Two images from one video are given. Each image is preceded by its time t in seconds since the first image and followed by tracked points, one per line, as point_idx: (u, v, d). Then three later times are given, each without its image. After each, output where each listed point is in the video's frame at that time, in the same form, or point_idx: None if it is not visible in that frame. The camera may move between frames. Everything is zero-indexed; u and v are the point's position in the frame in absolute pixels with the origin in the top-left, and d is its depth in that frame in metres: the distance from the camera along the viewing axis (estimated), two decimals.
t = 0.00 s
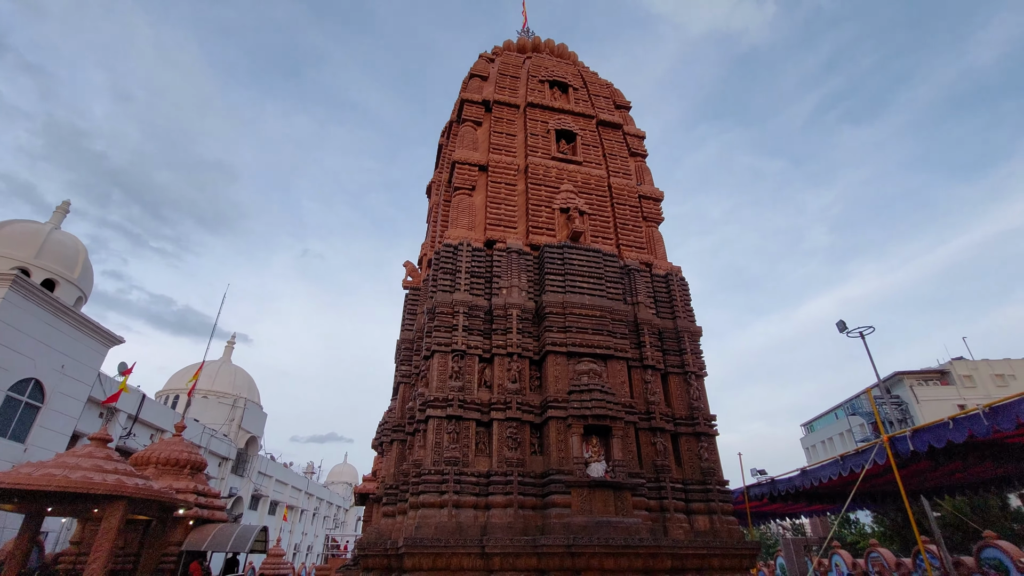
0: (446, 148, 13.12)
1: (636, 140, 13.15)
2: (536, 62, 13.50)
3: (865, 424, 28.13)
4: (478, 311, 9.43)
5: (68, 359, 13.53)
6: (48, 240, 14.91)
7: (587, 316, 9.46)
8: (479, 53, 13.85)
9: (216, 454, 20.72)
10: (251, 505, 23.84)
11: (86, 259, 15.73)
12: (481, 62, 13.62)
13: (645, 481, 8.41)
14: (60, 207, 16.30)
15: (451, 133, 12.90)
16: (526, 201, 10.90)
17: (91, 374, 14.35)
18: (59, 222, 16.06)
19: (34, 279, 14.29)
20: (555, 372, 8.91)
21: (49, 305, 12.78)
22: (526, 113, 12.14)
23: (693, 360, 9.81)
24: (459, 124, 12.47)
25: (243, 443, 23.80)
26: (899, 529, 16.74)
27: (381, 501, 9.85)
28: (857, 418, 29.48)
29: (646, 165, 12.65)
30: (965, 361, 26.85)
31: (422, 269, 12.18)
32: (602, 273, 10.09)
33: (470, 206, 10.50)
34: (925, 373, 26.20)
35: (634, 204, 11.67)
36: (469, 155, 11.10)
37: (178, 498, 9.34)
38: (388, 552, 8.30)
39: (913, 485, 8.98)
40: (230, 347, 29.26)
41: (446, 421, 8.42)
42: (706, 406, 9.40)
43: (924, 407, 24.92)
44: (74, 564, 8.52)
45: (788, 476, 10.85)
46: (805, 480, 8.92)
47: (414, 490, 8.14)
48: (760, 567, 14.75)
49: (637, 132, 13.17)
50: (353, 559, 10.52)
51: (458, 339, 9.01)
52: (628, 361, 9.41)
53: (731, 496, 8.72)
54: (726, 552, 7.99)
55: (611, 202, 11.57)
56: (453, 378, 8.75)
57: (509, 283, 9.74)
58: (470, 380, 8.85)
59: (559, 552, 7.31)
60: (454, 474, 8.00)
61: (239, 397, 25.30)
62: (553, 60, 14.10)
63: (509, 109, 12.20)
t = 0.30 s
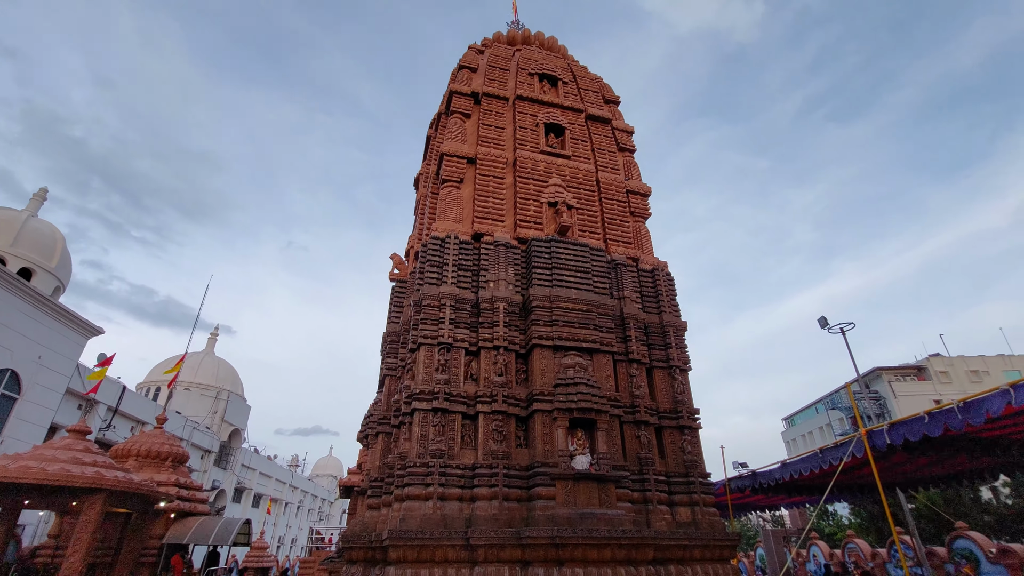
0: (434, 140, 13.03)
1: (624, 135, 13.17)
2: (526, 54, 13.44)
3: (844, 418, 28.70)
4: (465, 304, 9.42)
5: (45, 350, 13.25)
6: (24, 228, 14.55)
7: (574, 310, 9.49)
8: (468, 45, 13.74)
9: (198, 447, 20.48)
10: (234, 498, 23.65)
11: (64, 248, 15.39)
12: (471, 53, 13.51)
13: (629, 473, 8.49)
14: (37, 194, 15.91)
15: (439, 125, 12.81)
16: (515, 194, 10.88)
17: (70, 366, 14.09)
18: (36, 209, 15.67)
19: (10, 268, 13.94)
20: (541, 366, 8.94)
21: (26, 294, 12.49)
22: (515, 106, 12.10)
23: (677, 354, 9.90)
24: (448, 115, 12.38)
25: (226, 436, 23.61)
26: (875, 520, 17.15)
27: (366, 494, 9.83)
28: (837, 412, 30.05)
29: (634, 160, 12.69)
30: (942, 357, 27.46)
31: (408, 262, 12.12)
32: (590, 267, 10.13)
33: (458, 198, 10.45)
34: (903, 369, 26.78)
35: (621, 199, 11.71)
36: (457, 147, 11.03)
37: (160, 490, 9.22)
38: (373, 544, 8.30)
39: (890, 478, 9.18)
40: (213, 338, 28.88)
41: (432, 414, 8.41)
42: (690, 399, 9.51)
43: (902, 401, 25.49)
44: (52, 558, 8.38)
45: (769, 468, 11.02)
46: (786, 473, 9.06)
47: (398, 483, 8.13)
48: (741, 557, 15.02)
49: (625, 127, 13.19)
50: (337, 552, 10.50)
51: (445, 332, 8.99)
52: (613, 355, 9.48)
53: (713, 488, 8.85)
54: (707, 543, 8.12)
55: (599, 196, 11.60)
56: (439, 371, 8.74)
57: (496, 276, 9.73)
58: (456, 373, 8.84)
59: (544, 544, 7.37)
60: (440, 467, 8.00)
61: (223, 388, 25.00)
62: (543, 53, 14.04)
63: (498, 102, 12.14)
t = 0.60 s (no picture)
0: (417, 127, 12.88)
1: (608, 126, 13.17)
2: (510, 42, 13.32)
3: (817, 408, 29.48)
4: (446, 294, 9.38)
5: (13, 337, 12.87)
6: None
7: (556, 300, 9.53)
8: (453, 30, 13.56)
9: (173, 436, 20.15)
10: (211, 487, 23.38)
11: (32, 231, 14.90)
12: (455, 39, 13.34)
13: (608, 462, 8.60)
14: (4, 176, 15.35)
15: (422, 111, 12.65)
16: (498, 183, 10.83)
17: (39, 353, 13.71)
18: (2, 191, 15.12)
19: None
20: (522, 355, 8.97)
21: None
22: (499, 94, 12.01)
23: (657, 344, 10.03)
24: (431, 102, 12.23)
25: (202, 425, 23.27)
26: (843, 506, 17.70)
27: (345, 483, 9.80)
28: (810, 402, 30.84)
29: (618, 151, 12.72)
30: (911, 350, 28.30)
31: (390, 250, 12.01)
32: (572, 258, 10.17)
33: (440, 187, 10.36)
34: (874, 360, 27.56)
35: (604, 190, 11.74)
36: (441, 135, 10.92)
37: (134, 480, 9.06)
38: (352, 533, 8.30)
39: (859, 466, 9.47)
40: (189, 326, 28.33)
41: (412, 403, 8.40)
42: (668, 389, 9.66)
43: (872, 392, 26.28)
44: (21, 549, 8.19)
45: (743, 456, 11.27)
46: (760, 461, 9.27)
47: (378, 471, 8.12)
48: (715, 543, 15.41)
49: (609, 118, 13.19)
50: (316, 540, 10.47)
51: (426, 321, 8.95)
52: (594, 345, 9.55)
53: (689, 475, 9.03)
54: (683, 529, 8.29)
55: (582, 187, 11.61)
56: (420, 360, 8.71)
57: (478, 265, 9.71)
58: (437, 362, 8.82)
59: (523, 531, 7.45)
60: (420, 455, 8.00)
61: (199, 377, 24.66)
62: (528, 41, 13.94)
63: (482, 89, 12.03)
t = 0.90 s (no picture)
0: (401, 111, 12.69)
1: (594, 116, 13.16)
2: (496, 28, 13.16)
3: (791, 398, 30.25)
4: (429, 281, 9.34)
5: None
6: None
7: (538, 289, 9.56)
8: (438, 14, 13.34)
9: (149, 423, 19.81)
10: (188, 474, 23.10)
11: None
12: (440, 23, 13.12)
13: (587, 449, 8.71)
14: None
15: (406, 96, 12.46)
16: (482, 171, 10.76)
17: (7, 337, 13.30)
18: None
19: None
20: (503, 343, 8.99)
21: None
22: (484, 81, 11.89)
23: (638, 334, 10.14)
24: (415, 87, 12.05)
25: (179, 412, 22.95)
26: (814, 493, 18.26)
27: (325, 469, 9.78)
28: (784, 392, 31.61)
29: (602, 141, 12.71)
30: (883, 342, 29.11)
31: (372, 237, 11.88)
32: (555, 247, 10.19)
33: (424, 173, 10.26)
34: (847, 351, 28.33)
35: (588, 179, 11.75)
36: (425, 120, 10.78)
37: (107, 468, 8.88)
38: (332, 519, 8.31)
39: (829, 453, 9.75)
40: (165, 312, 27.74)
41: (393, 390, 8.37)
42: (647, 378, 9.79)
43: (844, 382, 27.07)
44: None
45: (720, 443, 11.50)
46: (735, 448, 9.44)
47: (358, 458, 8.10)
48: (690, 527, 15.77)
49: (595, 107, 13.16)
50: (295, 527, 10.45)
51: (408, 308, 8.90)
52: (575, 334, 9.62)
53: (666, 462, 9.19)
54: (659, 514, 8.47)
55: (566, 176, 11.60)
56: (401, 347, 8.67)
57: (461, 253, 9.67)
58: (419, 350, 8.80)
59: (502, 517, 7.53)
60: (400, 442, 8.00)
61: (175, 363, 24.24)
62: (514, 27, 13.79)
63: (467, 75, 11.89)
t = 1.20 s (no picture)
0: (386, 95, 12.49)
1: (581, 105, 13.11)
2: (484, 12, 12.99)
3: (768, 388, 30.91)
4: (412, 268, 9.28)
5: None
6: None
7: (522, 278, 9.56)
8: None
9: (125, 409, 19.47)
10: (165, 460, 22.81)
11: None
12: (427, 5, 12.89)
13: (568, 436, 8.81)
14: None
15: (392, 79, 12.26)
16: (467, 158, 10.67)
17: None
18: None
19: None
20: (487, 331, 9.00)
21: None
22: (471, 66, 11.75)
23: (620, 324, 10.23)
24: (401, 70, 11.86)
25: (156, 397, 22.60)
26: (787, 480, 18.76)
27: (305, 456, 9.74)
28: (762, 383, 32.27)
29: (589, 131, 12.69)
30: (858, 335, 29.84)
31: (355, 222, 11.74)
32: (540, 236, 10.20)
33: (408, 159, 10.15)
34: (823, 344, 29.01)
35: (574, 169, 11.74)
36: (410, 105, 10.63)
37: (80, 453, 8.69)
38: (312, 505, 8.29)
39: (803, 442, 10.00)
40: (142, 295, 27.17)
41: (375, 377, 8.34)
42: (628, 367, 9.90)
43: (819, 373, 27.75)
44: None
45: (698, 431, 11.69)
46: (713, 437, 9.58)
47: (339, 445, 8.08)
48: (667, 513, 16.09)
49: (582, 96, 13.11)
50: (274, 512, 10.42)
51: (391, 295, 8.84)
52: (558, 323, 9.67)
53: (645, 450, 9.34)
54: (637, 500, 8.62)
55: (552, 165, 11.57)
56: (383, 334, 8.63)
57: (445, 240, 9.62)
58: (401, 337, 8.76)
59: (482, 503, 7.59)
60: (382, 429, 7.99)
61: (152, 348, 23.87)
62: (502, 12, 13.63)
63: (454, 60, 11.73)
